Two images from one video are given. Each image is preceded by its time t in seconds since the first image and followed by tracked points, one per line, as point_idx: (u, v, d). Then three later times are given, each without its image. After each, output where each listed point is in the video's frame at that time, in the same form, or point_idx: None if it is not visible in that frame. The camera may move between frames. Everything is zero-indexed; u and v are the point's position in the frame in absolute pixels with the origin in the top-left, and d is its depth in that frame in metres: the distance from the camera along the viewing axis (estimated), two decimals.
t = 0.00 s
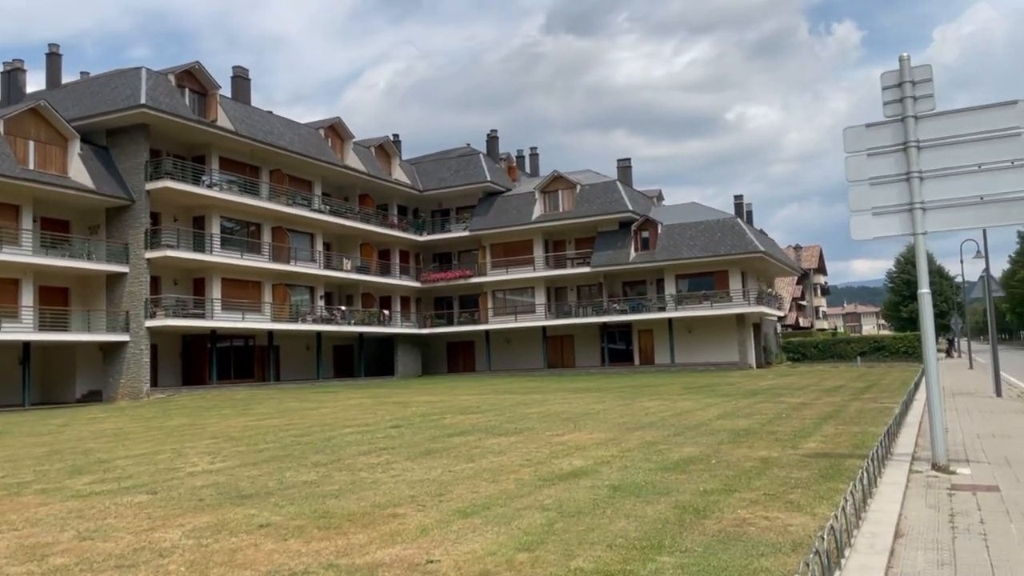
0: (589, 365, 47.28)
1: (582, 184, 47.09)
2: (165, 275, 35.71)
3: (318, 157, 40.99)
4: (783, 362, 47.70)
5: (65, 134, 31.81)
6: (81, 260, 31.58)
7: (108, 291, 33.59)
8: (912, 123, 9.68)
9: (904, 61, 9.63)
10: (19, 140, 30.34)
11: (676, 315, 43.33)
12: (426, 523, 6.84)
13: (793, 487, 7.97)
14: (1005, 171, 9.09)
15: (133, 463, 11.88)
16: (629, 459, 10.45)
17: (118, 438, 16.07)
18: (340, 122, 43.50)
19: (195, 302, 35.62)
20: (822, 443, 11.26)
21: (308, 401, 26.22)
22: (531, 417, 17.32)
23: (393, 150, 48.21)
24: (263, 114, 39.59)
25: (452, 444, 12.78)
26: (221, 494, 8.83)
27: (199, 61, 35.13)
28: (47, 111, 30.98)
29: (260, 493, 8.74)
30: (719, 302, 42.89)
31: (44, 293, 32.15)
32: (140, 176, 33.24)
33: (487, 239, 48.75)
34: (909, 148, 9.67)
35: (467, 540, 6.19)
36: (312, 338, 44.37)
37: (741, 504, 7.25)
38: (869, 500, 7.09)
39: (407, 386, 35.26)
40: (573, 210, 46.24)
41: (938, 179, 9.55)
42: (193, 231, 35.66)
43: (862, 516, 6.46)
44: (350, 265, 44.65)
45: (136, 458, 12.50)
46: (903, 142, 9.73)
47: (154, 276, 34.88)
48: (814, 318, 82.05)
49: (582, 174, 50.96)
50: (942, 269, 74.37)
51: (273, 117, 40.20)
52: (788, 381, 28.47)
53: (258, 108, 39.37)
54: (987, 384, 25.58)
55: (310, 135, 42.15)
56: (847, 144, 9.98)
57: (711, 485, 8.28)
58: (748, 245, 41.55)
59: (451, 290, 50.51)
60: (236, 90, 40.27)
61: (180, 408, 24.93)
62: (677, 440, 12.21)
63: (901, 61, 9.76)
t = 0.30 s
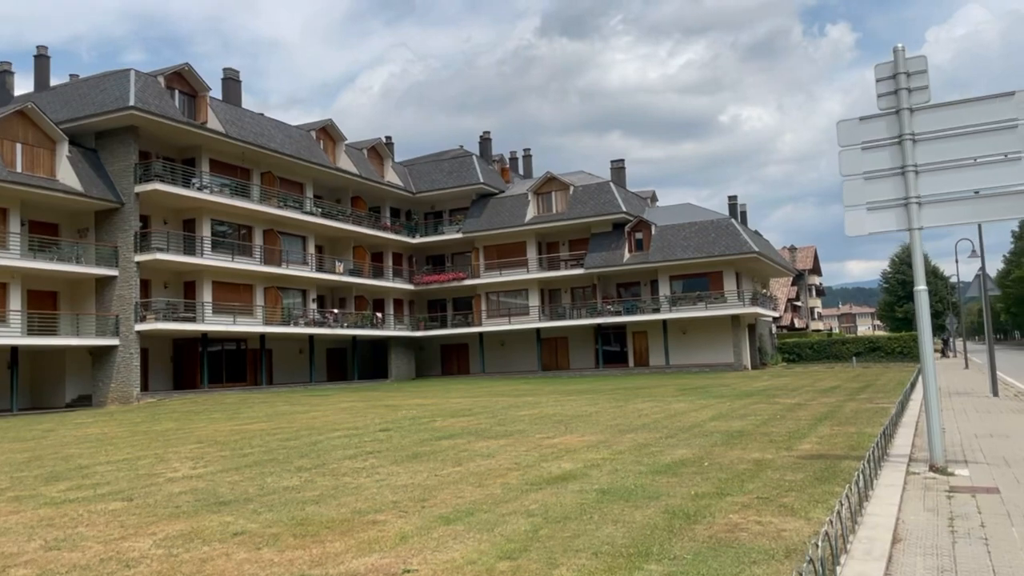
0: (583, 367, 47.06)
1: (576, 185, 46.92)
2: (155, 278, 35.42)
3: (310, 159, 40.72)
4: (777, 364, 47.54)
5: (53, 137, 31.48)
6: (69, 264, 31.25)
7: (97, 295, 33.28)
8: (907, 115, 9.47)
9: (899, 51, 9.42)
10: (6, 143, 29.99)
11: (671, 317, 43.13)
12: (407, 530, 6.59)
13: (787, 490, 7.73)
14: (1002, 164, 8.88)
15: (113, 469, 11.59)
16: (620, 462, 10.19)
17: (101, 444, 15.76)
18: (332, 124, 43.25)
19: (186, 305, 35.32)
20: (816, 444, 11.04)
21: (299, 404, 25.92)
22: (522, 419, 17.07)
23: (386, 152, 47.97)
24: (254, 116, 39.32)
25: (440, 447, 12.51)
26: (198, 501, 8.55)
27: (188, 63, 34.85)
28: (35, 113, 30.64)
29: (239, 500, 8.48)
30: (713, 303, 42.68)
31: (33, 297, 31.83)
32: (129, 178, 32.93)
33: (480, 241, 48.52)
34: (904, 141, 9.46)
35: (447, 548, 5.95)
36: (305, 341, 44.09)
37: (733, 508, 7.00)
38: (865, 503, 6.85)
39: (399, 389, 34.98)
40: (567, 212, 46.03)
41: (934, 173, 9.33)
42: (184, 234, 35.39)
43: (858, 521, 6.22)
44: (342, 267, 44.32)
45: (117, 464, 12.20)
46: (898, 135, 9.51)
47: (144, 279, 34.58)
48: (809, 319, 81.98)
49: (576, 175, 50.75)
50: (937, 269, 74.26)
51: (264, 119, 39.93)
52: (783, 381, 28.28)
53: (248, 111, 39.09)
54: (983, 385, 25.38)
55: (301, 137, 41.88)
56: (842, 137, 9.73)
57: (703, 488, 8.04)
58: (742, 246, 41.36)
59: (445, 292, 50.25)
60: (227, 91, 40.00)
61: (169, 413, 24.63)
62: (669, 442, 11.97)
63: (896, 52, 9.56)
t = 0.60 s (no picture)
0: (580, 372, 46.76)
1: (572, 189, 46.68)
2: (146, 285, 35.10)
3: (304, 164, 40.44)
4: (776, 367, 47.28)
5: (43, 143, 31.16)
6: (59, 271, 30.92)
7: (88, 302, 32.95)
8: (907, 114, 9.20)
9: (899, 49, 9.15)
10: None
11: (668, 320, 42.86)
12: (390, 549, 6.30)
13: (787, 503, 7.44)
14: (1004, 164, 8.62)
15: (93, 482, 11.27)
16: (614, 472, 9.89)
17: (85, 455, 15.43)
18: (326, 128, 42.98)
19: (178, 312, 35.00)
20: (817, 452, 10.74)
21: (292, 412, 25.59)
22: (517, 427, 16.75)
23: (381, 156, 47.70)
24: (246, 121, 39.04)
25: (431, 457, 12.21)
26: (177, 517, 8.24)
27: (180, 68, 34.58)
28: (25, 118, 30.32)
29: (218, 516, 8.17)
30: (711, 306, 42.42)
31: (22, 305, 31.48)
32: (120, 184, 32.61)
33: (476, 245, 48.24)
34: (904, 141, 9.19)
35: (430, 569, 5.65)
36: (300, 348, 43.74)
37: (731, 523, 6.71)
38: (868, 517, 6.56)
39: (394, 395, 34.63)
40: (563, 215, 45.78)
41: (936, 173, 9.06)
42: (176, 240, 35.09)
43: (861, 538, 5.93)
44: (337, 273, 44.00)
45: (98, 477, 11.88)
46: (898, 135, 9.24)
47: (135, 286, 34.27)
48: (807, 321, 81.72)
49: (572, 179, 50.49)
50: (936, 271, 74.07)
51: (258, 124, 39.66)
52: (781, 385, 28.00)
53: (241, 115, 38.81)
54: (983, 388, 25.12)
55: (295, 141, 41.62)
56: (840, 137, 9.45)
57: (700, 501, 7.74)
58: (740, 249, 41.11)
59: (441, 297, 49.95)
60: (219, 96, 39.73)
61: (159, 421, 24.29)
62: (666, 450, 11.68)
63: (895, 49, 9.28)
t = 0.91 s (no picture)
0: (580, 374, 46.54)
1: (571, 190, 46.51)
2: (143, 288, 34.91)
3: (301, 166, 40.28)
4: (777, 368, 47.05)
5: (38, 146, 30.97)
6: (55, 274, 30.73)
7: (84, 306, 32.75)
8: (906, 107, 8.99)
9: (897, 41, 8.96)
10: None
11: (668, 322, 42.66)
12: (372, 557, 6.08)
13: (785, 507, 7.22)
14: (1004, 159, 8.42)
15: (79, 488, 11.05)
16: (608, 476, 9.68)
17: (76, 460, 15.22)
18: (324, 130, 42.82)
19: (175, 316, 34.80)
20: (816, 454, 10.53)
21: (289, 415, 25.38)
22: (513, 430, 16.53)
23: (379, 158, 47.52)
24: (243, 123, 38.87)
25: (423, 461, 11.99)
26: (159, 525, 8.02)
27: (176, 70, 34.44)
28: (20, 121, 30.15)
29: (201, 523, 7.96)
30: (711, 307, 42.22)
31: (18, 309, 31.28)
32: (116, 187, 32.43)
33: (475, 247, 48.04)
34: (903, 135, 8.98)
35: None
36: (298, 351, 43.54)
37: (727, 529, 6.49)
38: (868, 522, 6.34)
39: (392, 399, 34.44)
40: (562, 217, 45.60)
41: (936, 167, 8.85)
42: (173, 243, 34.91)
43: (862, 545, 5.71)
44: (335, 275, 43.81)
45: (85, 483, 11.68)
46: (897, 129, 9.04)
47: (132, 289, 34.08)
48: (808, 322, 81.45)
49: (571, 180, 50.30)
50: (937, 271, 73.87)
51: (254, 126, 39.51)
52: (782, 387, 27.77)
53: (238, 117, 38.66)
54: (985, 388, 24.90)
55: (292, 144, 41.48)
56: (838, 131, 9.23)
57: (695, 506, 7.53)
58: (740, 249, 40.90)
59: (440, 299, 49.74)
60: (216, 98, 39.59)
61: (154, 426, 24.06)
62: (662, 453, 11.46)
63: (893, 41, 9.09)
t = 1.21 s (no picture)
0: (583, 374, 46.31)
1: (573, 190, 46.31)
2: (145, 290, 34.82)
3: (303, 167, 40.15)
4: (781, 367, 46.78)
5: (38, 147, 30.87)
6: (56, 276, 30.65)
7: (86, 308, 32.67)
8: (907, 100, 8.78)
9: (897, 32, 8.76)
10: None
11: (671, 321, 42.42)
12: (354, 566, 5.90)
13: (783, 512, 7.01)
14: (1007, 152, 8.21)
15: (68, 492, 10.89)
16: (604, 479, 9.49)
17: (70, 463, 15.07)
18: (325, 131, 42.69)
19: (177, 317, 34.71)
20: (817, 456, 10.31)
21: (288, 416, 25.22)
22: (510, 431, 16.35)
23: (380, 158, 47.39)
24: (244, 123, 38.76)
25: (418, 464, 11.80)
26: (144, 531, 7.85)
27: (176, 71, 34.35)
28: (20, 122, 30.05)
29: (187, 529, 7.80)
30: (714, 307, 41.98)
31: (19, 311, 31.19)
32: (117, 188, 32.33)
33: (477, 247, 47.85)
34: (904, 129, 8.78)
35: None
36: (300, 352, 43.42)
37: (722, 535, 6.29)
38: (868, 529, 6.14)
39: (394, 399, 34.30)
40: (564, 216, 45.41)
41: (937, 162, 8.65)
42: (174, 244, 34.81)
43: (862, 553, 5.50)
44: (337, 276, 43.70)
45: (75, 486, 11.53)
46: (898, 122, 8.83)
47: (134, 291, 33.99)
48: (813, 321, 81.08)
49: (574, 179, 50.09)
50: (943, 270, 73.50)
51: (255, 127, 39.39)
52: (785, 386, 27.54)
53: (239, 118, 38.55)
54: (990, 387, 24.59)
55: (294, 144, 41.37)
56: (837, 125, 9.01)
57: (690, 511, 7.33)
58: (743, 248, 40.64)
59: (443, 299, 49.57)
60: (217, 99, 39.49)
61: (153, 427, 23.94)
62: (660, 455, 11.27)
63: (893, 32, 8.89)
